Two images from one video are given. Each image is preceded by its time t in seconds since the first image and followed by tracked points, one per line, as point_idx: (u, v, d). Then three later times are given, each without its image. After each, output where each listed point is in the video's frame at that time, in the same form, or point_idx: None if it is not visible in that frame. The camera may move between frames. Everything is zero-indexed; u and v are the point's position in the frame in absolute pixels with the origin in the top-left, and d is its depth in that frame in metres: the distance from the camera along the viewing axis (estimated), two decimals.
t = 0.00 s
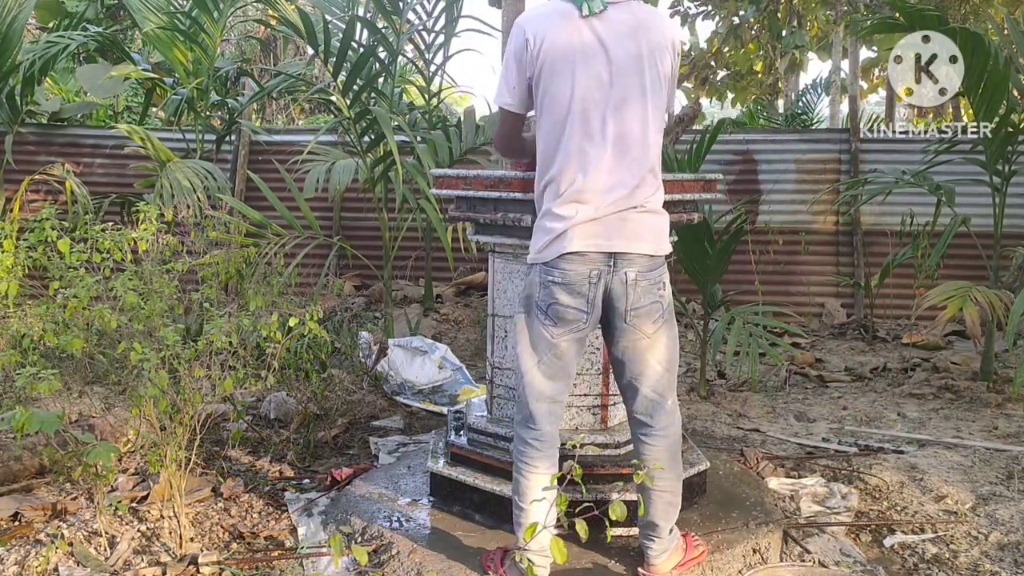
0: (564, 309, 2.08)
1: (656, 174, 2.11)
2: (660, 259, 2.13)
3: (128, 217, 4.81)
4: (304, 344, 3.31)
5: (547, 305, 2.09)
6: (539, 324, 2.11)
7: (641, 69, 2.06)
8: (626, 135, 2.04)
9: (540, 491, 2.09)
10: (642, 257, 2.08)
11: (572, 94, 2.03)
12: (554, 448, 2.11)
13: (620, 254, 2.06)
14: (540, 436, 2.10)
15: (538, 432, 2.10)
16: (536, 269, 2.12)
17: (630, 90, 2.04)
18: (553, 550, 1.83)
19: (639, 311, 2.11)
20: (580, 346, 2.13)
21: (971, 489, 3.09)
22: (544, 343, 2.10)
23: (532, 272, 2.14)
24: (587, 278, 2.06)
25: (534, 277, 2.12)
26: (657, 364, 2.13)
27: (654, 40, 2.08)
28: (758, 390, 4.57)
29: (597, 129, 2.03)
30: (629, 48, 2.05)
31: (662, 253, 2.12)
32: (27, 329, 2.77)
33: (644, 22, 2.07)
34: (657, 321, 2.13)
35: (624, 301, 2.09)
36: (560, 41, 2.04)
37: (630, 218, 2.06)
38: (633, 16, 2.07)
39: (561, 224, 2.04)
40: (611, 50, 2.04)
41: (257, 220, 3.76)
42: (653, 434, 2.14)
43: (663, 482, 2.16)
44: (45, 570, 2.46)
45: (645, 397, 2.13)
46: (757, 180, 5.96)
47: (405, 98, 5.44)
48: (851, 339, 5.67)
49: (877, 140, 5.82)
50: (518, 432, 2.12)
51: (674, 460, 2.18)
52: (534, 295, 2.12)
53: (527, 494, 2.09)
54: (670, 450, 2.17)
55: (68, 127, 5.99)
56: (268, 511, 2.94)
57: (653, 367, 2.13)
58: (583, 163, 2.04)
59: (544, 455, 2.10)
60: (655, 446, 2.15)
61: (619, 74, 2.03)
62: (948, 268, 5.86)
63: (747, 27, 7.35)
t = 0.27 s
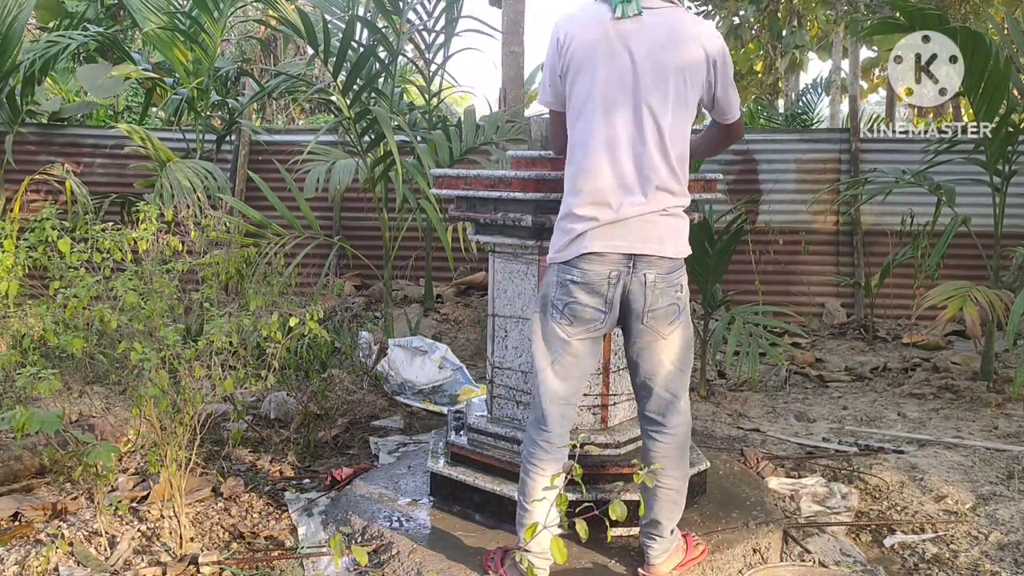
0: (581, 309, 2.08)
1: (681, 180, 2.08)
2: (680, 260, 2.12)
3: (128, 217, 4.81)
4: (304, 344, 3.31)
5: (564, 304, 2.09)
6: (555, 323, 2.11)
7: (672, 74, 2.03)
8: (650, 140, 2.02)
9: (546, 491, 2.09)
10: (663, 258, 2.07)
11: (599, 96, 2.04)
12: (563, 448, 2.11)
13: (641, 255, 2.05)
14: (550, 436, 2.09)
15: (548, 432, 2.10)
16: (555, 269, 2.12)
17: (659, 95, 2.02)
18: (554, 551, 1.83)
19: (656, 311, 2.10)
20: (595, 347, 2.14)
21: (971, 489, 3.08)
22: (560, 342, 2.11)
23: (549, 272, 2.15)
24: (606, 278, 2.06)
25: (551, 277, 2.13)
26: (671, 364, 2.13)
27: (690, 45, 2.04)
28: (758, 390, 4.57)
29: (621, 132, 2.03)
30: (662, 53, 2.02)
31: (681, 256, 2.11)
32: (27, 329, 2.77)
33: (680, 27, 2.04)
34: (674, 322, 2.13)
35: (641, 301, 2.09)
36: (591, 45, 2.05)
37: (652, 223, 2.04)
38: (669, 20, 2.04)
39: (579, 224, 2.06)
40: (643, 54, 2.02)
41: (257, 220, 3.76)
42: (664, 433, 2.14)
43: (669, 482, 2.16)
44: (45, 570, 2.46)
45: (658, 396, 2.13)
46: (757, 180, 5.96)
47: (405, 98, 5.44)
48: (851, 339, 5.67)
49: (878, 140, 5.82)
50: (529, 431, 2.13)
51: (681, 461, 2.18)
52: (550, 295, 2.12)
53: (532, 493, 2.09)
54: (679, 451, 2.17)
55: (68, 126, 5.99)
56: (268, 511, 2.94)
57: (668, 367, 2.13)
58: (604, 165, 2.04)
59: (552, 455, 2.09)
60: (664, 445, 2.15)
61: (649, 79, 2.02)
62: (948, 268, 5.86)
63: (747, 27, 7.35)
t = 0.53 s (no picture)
0: (623, 305, 2.06)
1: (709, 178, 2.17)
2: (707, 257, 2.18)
3: (129, 217, 4.81)
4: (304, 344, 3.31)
5: (604, 301, 2.06)
6: (590, 318, 2.08)
7: (700, 78, 2.12)
8: (687, 139, 2.09)
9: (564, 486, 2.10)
10: (698, 251, 2.12)
11: (641, 95, 2.05)
12: (585, 444, 2.11)
13: (685, 249, 2.09)
14: (575, 431, 2.09)
15: (575, 427, 2.09)
16: (591, 264, 2.09)
17: (691, 97, 2.09)
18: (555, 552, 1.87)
19: (685, 303, 2.15)
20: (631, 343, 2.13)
21: (971, 489, 3.08)
22: (596, 338, 2.08)
23: (580, 266, 2.12)
24: (648, 274, 2.06)
25: (587, 270, 2.09)
26: (690, 358, 2.19)
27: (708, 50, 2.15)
28: (759, 390, 4.57)
29: (663, 132, 2.06)
30: (689, 56, 2.11)
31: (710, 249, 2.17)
32: (27, 328, 2.77)
33: (700, 33, 2.14)
34: (697, 316, 2.18)
35: (678, 293, 2.13)
36: (626, 44, 2.05)
37: (690, 215, 2.09)
38: (689, 26, 2.13)
39: (630, 221, 2.03)
40: (675, 57, 2.08)
41: (257, 219, 3.76)
42: (674, 427, 2.18)
43: (676, 478, 2.18)
44: (44, 570, 2.46)
45: (672, 389, 2.18)
46: (757, 179, 5.96)
47: (406, 98, 5.44)
48: (851, 338, 5.67)
49: (878, 140, 5.82)
50: (554, 425, 2.10)
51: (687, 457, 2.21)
52: (586, 290, 2.09)
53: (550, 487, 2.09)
54: (689, 446, 2.21)
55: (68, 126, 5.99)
56: (268, 511, 2.94)
57: (690, 360, 2.19)
58: (652, 163, 2.05)
59: (575, 451, 2.09)
60: (670, 440, 2.18)
61: (683, 80, 2.08)
62: (947, 268, 5.86)
63: (747, 27, 7.35)
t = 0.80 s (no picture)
0: (547, 308, 2.04)
1: (643, 173, 2.07)
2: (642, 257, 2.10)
3: (128, 217, 4.81)
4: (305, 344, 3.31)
5: (530, 304, 2.05)
6: (521, 322, 2.07)
7: (625, 71, 2.02)
8: (613, 138, 2.00)
9: (521, 491, 2.09)
10: (623, 252, 2.04)
11: (553, 98, 1.99)
12: (536, 447, 2.10)
13: (604, 252, 2.02)
14: (520, 433, 2.08)
15: (520, 431, 2.08)
16: (517, 268, 2.06)
17: (610, 92, 2.00)
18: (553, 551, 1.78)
19: (624, 308, 2.07)
20: (563, 345, 2.10)
21: (972, 489, 3.08)
22: (526, 342, 2.07)
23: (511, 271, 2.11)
24: (574, 278, 2.03)
25: (514, 274, 2.08)
26: (644, 360, 2.10)
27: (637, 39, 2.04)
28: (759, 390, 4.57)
29: (581, 133, 2.00)
30: (609, 50, 2.01)
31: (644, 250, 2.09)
32: (27, 329, 2.77)
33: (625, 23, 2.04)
34: (642, 318, 2.10)
35: (609, 297, 2.06)
36: (532, 48, 2.01)
37: (619, 218, 2.03)
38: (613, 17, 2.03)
39: (555, 230, 2.00)
40: (588, 54, 1.99)
41: (257, 219, 3.76)
42: (642, 431, 2.10)
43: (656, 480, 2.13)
44: (45, 570, 2.46)
45: (632, 393, 2.10)
46: (757, 179, 5.96)
47: (406, 98, 5.44)
48: (851, 338, 5.67)
49: (878, 140, 5.82)
50: (502, 430, 2.11)
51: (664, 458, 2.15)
52: (515, 294, 2.08)
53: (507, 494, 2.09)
54: (661, 447, 2.13)
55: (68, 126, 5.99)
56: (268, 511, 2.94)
57: (640, 364, 2.10)
58: (573, 168, 1.99)
59: (526, 454, 2.09)
60: (645, 443, 2.11)
61: (598, 76, 1.99)
62: (948, 268, 5.86)
63: (747, 27, 7.35)
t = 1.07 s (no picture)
0: (504, 306, 2.04)
1: (585, 168, 2.05)
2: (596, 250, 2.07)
3: (128, 217, 4.81)
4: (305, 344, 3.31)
5: (490, 302, 2.06)
6: (488, 323, 2.07)
7: (565, 64, 1.98)
8: (549, 132, 1.99)
9: (512, 493, 2.09)
10: (574, 247, 2.02)
11: (491, 93, 1.99)
12: (520, 445, 2.10)
13: (552, 247, 2.00)
14: (503, 432, 2.08)
15: (501, 431, 2.09)
16: (476, 268, 2.07)
17: (548, 86, 1.97)
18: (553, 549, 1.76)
19: (571, 304, 2.05)
20: (527, 341, 2.10)
21: (972, 489, 3.08)
22: (496, 341, 2.07)
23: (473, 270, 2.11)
24: (520, 274, 2.01)
25: (476, 274, 2.07)
26: (585, 357, 2.11)
27: (577, 30, 1.99)
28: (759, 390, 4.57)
29: (519, 129, 1.99)
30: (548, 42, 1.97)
31: (595, 245, 2.06)
32: (27, 328, 2.77)
33: (566, 13, 2.00)
34: (588, 315, 2.08)
35: (557, 295, 2.03)
36: (473, 45, 2.00)
37: (564, 213, 2.01)
38: (554, 8, 2.00)
39: (495, 227, 2.01)
40: (525, 47, 1.97)
41: (257, 219, 3.75)
42: (574, 427, 2.13)
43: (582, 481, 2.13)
44: (45, 569, 2.46)
45: (568, 390, 2.12)
46: (757, 179, 5.96)
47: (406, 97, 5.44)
48: (851, 338, 5.67)
49: (878, 139, 5.82)
50: (486, 435, 2.11)
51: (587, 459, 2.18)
52: (477, 293, 2.08)
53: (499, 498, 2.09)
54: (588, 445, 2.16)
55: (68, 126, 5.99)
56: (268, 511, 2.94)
57: (578, 361, 2.10)
58: (511, 163, 2.00)
59: (513, 454, 2.09)
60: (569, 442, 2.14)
61: (536, 70, 1.97)
62: (948, 268, 5.86)
63: (747, 26, 7.35)
